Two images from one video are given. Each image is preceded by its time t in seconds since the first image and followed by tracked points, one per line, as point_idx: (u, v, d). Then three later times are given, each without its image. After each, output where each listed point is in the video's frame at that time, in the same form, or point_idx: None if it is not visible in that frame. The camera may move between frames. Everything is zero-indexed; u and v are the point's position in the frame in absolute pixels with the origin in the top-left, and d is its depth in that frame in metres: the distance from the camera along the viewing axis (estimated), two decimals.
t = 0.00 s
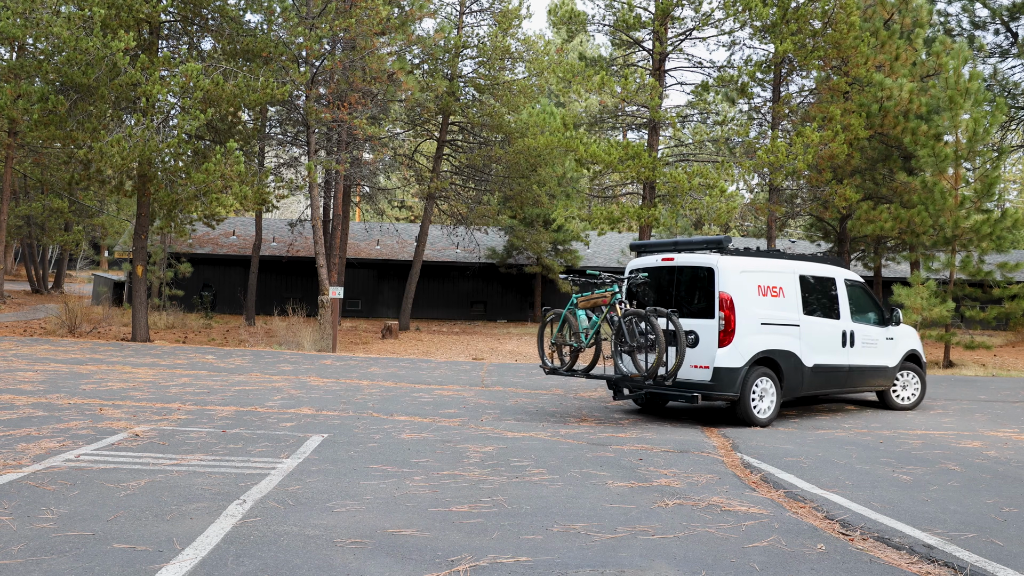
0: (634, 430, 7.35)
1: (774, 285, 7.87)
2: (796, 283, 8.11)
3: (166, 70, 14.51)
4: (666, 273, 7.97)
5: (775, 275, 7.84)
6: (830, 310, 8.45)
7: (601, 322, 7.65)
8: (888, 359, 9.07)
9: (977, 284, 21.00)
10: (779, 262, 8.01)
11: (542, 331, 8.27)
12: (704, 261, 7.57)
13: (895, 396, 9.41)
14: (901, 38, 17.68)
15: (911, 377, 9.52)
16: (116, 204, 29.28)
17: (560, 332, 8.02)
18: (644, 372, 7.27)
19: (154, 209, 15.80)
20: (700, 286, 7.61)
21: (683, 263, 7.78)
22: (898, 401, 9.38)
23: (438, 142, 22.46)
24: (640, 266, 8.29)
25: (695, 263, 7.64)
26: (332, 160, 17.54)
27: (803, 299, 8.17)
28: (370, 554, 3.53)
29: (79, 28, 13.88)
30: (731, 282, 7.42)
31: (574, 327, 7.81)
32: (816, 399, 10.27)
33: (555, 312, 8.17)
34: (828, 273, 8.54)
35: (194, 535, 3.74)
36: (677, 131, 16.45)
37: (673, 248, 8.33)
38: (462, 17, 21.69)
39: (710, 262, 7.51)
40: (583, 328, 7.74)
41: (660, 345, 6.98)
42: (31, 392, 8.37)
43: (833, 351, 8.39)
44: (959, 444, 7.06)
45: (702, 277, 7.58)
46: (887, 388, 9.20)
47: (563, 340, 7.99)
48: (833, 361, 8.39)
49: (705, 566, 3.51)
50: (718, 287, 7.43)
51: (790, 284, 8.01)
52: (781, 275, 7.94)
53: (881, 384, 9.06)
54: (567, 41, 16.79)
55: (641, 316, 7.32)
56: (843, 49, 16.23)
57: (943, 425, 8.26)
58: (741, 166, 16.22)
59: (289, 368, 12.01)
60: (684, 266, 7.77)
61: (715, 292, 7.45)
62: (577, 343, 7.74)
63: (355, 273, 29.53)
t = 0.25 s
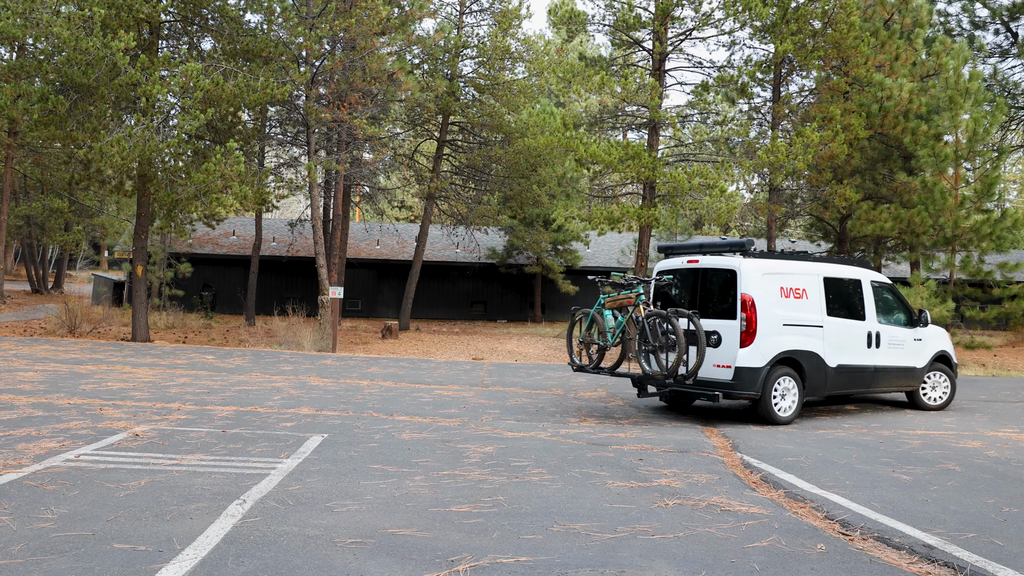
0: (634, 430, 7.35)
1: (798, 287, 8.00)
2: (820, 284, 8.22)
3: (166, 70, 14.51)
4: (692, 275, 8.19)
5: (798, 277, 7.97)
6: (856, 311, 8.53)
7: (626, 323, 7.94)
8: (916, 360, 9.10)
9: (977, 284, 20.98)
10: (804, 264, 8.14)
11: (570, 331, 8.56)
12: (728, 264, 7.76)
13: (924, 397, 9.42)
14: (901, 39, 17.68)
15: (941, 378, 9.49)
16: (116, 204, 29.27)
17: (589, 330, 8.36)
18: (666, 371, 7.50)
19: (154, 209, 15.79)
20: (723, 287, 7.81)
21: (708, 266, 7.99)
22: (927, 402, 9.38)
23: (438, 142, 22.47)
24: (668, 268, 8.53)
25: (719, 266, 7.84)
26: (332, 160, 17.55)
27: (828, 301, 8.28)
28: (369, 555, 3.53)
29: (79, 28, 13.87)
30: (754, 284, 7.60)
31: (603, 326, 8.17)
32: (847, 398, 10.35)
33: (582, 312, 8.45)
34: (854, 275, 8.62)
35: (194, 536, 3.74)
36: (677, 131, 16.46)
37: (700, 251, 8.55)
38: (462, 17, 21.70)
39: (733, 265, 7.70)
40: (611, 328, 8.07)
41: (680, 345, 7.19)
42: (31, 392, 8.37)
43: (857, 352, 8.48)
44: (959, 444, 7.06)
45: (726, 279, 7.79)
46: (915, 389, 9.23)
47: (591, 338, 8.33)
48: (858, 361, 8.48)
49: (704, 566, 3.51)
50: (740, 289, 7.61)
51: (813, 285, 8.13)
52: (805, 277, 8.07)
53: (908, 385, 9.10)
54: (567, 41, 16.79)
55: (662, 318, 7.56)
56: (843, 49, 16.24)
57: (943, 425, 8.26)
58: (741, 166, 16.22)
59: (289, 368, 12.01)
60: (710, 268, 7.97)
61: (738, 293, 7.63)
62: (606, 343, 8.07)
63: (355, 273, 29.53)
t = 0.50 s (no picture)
0: (634, 430, 7.35)
1: (822, 288, 8.15)
2: (844, 285, 8.36)
3: (166, 70, 14.51)
4: (717, 276, 8.41)
5: (822, 278, 8.12)
6: (880, 312, 8.64)
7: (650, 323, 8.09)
8: (944, 360, 9.15)
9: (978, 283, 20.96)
10: (828, 266, 8.28)
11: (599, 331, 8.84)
12: (751, 266, 7.97)
13: (955, 397, 9.43)
14: (901, 38, 17.68)
15: (971, 379, 9.50)
16: (116, 204, 29.26)
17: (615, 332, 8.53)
18: (688, 371, 7.75)
19: (154, 209, 15.80)
20: (746, 289, 8.02)
21: (732, 268, 8.21)
22: (957, 402, 9.40)
23: (438, 142, 22.47)
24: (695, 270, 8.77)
25: (742, 268, 8.05)
26: (332, 160, 17.57)
27: (852, 302, 8.41)
28: (369, 555, 3.53)
29: (79, 28, 13.86)
30: (776, 285, 7.79)
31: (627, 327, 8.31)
32: (875, 398, 10.43)
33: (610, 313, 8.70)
34: (880, 276, 8.72)
35: (194, 536, 3.74)
36: (677, 131, 16.47)
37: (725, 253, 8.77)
38: (462, 17, 21.71)
39: (755, 267, 7.90)
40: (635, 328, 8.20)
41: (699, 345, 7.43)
42: (31, 392, 8.37)
43: (882, 352, 8.60)
44: (959, 444, 7.06)
45: (749, 281, 8.00)
46: (945, 389, 9.26)
47: (617, 340, 8.50)
48: (883, 361, 8.59)
49: (704, 566, 3.51)
50: (762, 290, 7.81)
51: (838, 286, 8.27)
52: (829, 278, 8.21)
53: (935, 385, 9.16)
54: (567, 41, 16.78)
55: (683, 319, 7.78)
56: (843, 49, 16.25)
57: (943, 425, 8.26)
58: (741, 166, 16.21)
59: (290, 368, 12.01)
60: (734, 271, 8.19)
61: (760, 295, 7.83)
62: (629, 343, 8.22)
63: (355, 273, 29.53)
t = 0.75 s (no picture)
0: (635, 430, 7.35)
1: (846, 289, 8.33)
2: (869, 286, 8.52)
3: (166, 70, 14.52)
4: (741, 279, 8.65)
5: (846, 280, 8.30)
6: (906, 312, 8.76)
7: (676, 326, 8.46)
8: (975, 360, 9.21)
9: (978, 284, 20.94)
10: (853, 267, 8.45)
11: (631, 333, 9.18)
12: (774, 269, 8.22)
13: (987, 398, 9.44)
14: (901, 39, 17.67)
15: (1003, 380, 9.50)
16: (116, 204, 29.26)
17: (643, 335, 8.90)
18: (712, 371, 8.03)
19: (154, 209, 15.80)
20: (770, 292, 8.26)
21: (757, 271, 8.44)
22: (990, 403, 9.40)
23: (438, 142, 22.48)
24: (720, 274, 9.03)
25: (766, 271, 8.29)
26: (332, 160, 17.58)
27: (877, 303, 8.56)
28: (369, 555, 3.53)
29: (79, 28, 13.86)
30: (799, 287, 8.01)
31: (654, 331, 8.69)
32: (909, 396, 10.54)
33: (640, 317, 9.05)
34: (905, 278, 8.84)
35: (194, 535, 3.74)
36: (677, 131, 16.48)
37: (751, 256, 9.01)
38: (462, 17, 21.72)
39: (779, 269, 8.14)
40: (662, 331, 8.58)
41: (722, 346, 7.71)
42: (31, 392, 8.37)
43: (909, 352, 8.73)
44: (959, 444, 7.05)
45: (773, 284, 8.23)
46: (976, 390, 9.28)
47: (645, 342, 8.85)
48: (910, 361, 8.72)
49: (704, 566, 3.51)
50: (786, 292, 8.05)
51: (862, 288, 8.44)
52: (853, 279, 8.38)
53: (966, 385, 9.22)
54: (567, 41, 16.78)
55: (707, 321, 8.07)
56: (843, 48, 16.27)
57: (943, 425, 8.25)
58: (741, 166, 16.21)
59: (290, 368, 12.00)
60: (757, 273, 8.44)
61: (783, 297, 8.07)
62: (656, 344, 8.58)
63: (355, 273, 29.52)
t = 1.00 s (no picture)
0: (634, 430, 7.35)
1: (873, 291, 8.51)
2: (896, 288, 8.69)
3: (166, 70, 14.52)
4: (769, 280, 8.82)
5: (873, 281, 8.47)
6: (935, 314, 8.91)
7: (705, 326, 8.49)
8: (1004, 361, 9.34)
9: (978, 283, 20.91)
10: (881, 269, 8.62)
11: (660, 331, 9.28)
12: (802, 270, 8.39)
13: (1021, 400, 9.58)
14: (901, 38, 17.65)
15: None
16: (116, 204, 29.27)
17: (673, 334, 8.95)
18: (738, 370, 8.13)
19: (154, 209, 15.80)
20: (798, 293, 8.43)
21: (785, 272, 8.62)
22: None
23: (438, 142, 22.49)
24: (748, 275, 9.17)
25: (794, 273, 8.47)
26: (332, 160, 17.58)
27: (905, 304, 8.73)
28: (368, 555, 3.53)
29: (79, 28, 13.86)
30: (827, 289, 8.18)
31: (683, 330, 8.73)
32: (940, 395, 10.68)
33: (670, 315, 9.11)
34: (934, 279, 8.99)
35: (194, 535, 3.74)
36: (677, 131, 16.49)
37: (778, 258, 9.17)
38: (462, 17, 21.73)
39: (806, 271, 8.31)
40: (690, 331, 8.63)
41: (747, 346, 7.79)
42: (31, 392, 8.37)
43: (937, 352, 8.88)
44: (959, 444, 7.05)
45: (800, 285, 8.40)
46: (1011, 392, 9.39)
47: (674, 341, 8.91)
48: (937, 362, 8.87)
49: (704, 566, 3.51)
50: (813, 294, 8.22)
51: (889, 289, 8.61)
52: (881, 281, 8.55)
53: (996, 386, 9.35)
54: (567, 41, 16.78)
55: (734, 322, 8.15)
56: (843, 49, 16.29)
57: (943, 425, 8.25)
58: (741, 166, 16.20)
59: (290, 368, 12.01)
60: (785, 274, 8.61)
61: (811, 298, 8.25)
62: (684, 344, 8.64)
63: (355, 273, 29.52)
